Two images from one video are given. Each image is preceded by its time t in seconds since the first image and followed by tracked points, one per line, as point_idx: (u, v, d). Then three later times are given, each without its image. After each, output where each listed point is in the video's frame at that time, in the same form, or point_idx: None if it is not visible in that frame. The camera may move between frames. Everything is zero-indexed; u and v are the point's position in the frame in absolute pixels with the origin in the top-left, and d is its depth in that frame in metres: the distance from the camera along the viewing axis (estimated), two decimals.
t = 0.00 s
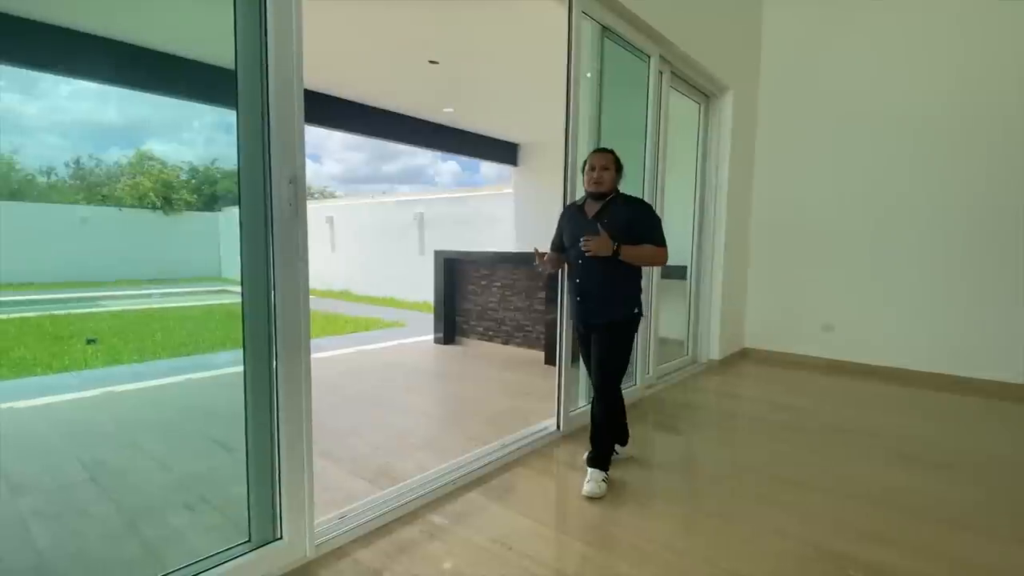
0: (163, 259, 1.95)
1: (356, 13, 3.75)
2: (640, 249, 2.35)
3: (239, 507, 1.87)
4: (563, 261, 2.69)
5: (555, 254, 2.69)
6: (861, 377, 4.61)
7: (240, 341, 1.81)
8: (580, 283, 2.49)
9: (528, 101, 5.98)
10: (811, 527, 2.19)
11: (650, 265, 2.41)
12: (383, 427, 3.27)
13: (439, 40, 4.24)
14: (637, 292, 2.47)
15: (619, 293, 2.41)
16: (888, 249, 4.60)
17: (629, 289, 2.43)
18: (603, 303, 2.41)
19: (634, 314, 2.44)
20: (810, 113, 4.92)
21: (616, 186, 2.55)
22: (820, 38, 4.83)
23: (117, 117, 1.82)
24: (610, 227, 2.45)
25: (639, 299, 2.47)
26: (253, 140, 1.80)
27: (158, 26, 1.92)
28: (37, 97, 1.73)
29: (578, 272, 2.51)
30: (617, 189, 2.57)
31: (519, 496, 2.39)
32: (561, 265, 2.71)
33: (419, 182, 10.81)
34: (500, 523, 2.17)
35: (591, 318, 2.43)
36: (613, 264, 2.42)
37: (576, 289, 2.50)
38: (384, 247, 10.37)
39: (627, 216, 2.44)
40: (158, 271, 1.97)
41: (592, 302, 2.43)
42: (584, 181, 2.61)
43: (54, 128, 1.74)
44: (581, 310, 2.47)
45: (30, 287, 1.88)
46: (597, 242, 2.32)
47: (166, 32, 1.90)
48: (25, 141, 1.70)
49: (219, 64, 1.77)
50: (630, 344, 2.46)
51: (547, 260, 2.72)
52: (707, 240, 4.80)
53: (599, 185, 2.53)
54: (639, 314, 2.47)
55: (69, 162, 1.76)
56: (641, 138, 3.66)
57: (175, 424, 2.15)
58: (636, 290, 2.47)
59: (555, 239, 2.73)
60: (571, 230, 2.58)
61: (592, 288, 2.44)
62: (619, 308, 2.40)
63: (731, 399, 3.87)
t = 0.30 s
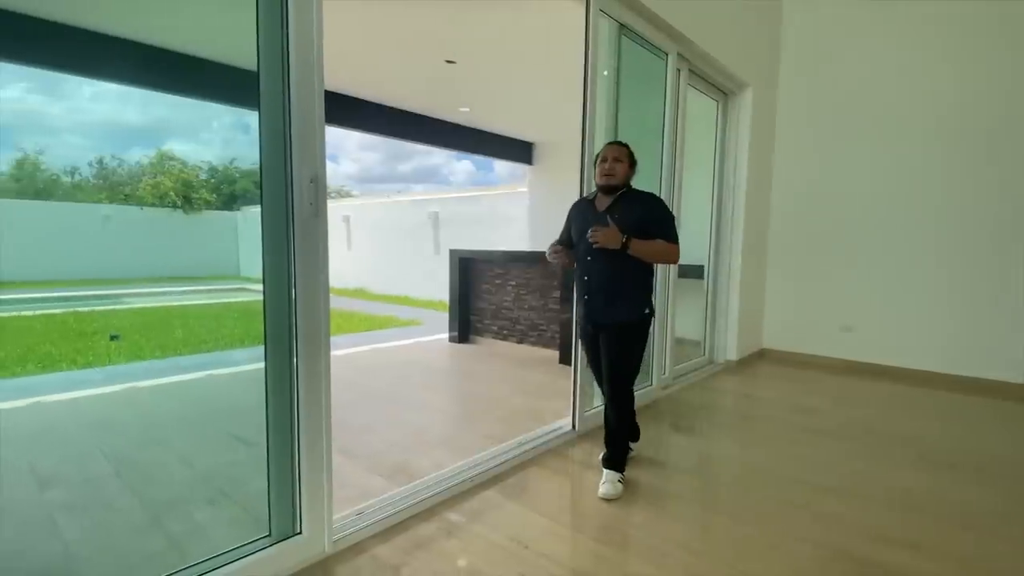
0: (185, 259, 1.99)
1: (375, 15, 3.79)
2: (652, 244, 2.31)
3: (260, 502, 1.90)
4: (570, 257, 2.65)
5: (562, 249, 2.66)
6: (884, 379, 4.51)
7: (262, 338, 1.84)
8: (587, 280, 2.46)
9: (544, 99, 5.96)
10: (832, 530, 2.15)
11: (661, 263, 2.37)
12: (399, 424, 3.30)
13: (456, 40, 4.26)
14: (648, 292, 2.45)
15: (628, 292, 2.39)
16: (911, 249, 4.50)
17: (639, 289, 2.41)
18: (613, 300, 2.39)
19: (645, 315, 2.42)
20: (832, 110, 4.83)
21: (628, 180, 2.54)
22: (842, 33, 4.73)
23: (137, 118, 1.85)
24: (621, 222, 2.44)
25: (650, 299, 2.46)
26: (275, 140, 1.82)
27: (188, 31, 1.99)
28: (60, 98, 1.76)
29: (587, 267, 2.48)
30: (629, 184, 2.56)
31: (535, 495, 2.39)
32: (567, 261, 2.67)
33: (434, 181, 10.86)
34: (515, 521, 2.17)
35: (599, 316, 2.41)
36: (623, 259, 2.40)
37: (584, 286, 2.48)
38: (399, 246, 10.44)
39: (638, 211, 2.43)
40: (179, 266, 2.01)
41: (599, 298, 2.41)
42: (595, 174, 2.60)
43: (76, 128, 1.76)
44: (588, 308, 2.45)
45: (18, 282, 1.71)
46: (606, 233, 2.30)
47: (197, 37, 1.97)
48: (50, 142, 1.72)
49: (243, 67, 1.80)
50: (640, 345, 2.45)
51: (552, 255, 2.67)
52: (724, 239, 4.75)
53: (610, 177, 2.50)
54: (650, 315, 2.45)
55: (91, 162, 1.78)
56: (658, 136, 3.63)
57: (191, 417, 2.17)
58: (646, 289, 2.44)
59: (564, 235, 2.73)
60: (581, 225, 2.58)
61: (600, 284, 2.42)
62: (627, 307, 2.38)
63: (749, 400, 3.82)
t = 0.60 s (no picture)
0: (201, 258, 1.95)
1: (395, 13, 3.81)
2: (662, 239, 2.28)
3: (281, 496, 1.92)
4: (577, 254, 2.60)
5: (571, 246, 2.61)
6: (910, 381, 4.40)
7: (283, 334, 1.87)
8: (598, 279, 2.44)
9: (560, 97, 5.94)
10: (855, 534, 2.11)
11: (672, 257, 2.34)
12: (417, 421, 3.32)
13: (474, 38, 4.26)
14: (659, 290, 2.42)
15: (639, 290, 2.37)
16: (939, 248, 4.39)
17: (649, 287, 2.38)
18: (623, 300, 2.37)
19: (656, 315, 2.39)
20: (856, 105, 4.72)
21: (637, 173, 2.49)
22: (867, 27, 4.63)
23: (163, 118, 1.89)
24: (631, 217, 2.40)
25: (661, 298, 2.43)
26: (296, 139, 1.85)
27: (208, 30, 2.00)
28: (88, 98, 1.83)
29: (597, 266, 2.46)
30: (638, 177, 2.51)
31: (552, 493, 2.39)
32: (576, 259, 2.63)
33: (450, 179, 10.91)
34: (532, 519, 2.17)
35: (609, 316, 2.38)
36: (633, 256, 2.38)
37: (594, 286, 2.46)
38: (415, 244, 10.51)
39: (647, 205, 2.40)
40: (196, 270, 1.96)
41: (609, 298, 2.39)
42: (603, 169, 2.55)
43: (104, 128, 1.81)
44: (598, 307, 2.43)
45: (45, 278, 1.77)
46: (616, 230, 2.28)
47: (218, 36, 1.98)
48: (79, 142, 1.79)
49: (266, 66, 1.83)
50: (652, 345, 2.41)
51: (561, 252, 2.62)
52: (745, 237, 4.69)
53: (619, 171, 2.46)
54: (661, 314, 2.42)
55: (117, 161, 1.82)
56: (677, 133, 3.60)
57: (212, 410, 2.19)
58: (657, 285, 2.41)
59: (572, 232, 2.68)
60: (590, 221, 2.54)
61: (610, 283, 2.40)
62: (637, 307, 2.35)
63: (769, 401, 3.77)
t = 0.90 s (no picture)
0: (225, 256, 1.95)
1: (416, 12, 3.82)
2: (666, 238, 2.24)
3: (304, 491, 1.95)
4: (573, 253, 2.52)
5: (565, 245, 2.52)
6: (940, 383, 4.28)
7: (305, 330, 1.89)
8: (600, 277, 2.36)
9: (581, 93, 5.91)
10: (884, 539, 2.06)
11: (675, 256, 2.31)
12: (436, 417, 3.33)
13: (495, 35, 4.25)
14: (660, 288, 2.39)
15: (643, 288, 2.32)
16: (973, 245, 4.26)
17: (651, 285, 2.34)
18: (628, 297, 2.31)
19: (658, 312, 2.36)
20: (885, 99, 4.61)
21: (634, 171, 2.43)
22: (899, 18, 4.51)
23: (190, 118, 1.89)
24: (634, 215, 2.34)
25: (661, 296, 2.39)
26: (319, 138, 1.89)
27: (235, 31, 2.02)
28: (119, 99, 1.81)
29: (598, 263, 2.37)
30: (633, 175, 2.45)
31: (571, 492, 2.37)
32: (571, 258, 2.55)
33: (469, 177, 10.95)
34: (551, 518, 2.16)
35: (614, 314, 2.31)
36: (636, 254, 2.32)
37: (595, 283, 2.37)
38: (435, 241, 10.57)
39: (649, 203, 2.35)
40: (217, 266, 1.96)
41: (613, 296, 2.32)
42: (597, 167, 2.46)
43: (134, 128, 1.81)
44: (601, 305, 2.35)
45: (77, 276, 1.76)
46: (621, 226, 2.19)
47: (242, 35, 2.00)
48: (110, 142, 1.79)
49: (289, 66, 1.87)
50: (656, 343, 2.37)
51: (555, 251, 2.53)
52: (770, 235, 4.59)
53: (615, 171, 2.38)
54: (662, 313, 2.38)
55: (147, 160, 1.83)
56: (701, 129, 3.54)
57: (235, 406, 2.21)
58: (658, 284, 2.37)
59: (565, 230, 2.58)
60: (587, 218, 2.44)
61: (615, 280, 2.32)
62: (642, 304, 2.31)
63: (793, 402, 3.69)
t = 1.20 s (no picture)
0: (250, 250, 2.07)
1: (438, 9, 3.81)
2: (676, 237, 2.21)
3: (325, 487, 1.95)
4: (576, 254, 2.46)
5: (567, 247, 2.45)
6: (978, 386, 4.11)
7: (327, 326, 1.90)
8: (611, 275, 2.27)
9: (604, 88, 5.83)
10: (918, 549, 1.97)
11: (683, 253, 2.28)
12: (456, 415, 3.33)
13: (515, 31, 4.20)
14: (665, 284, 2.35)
15: (651, 285, 2.26)
16: (1015, 242, 4.07)
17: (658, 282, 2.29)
18: (640, 296, 2.24)
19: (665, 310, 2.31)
20: (922, 90, 4.43)
21: (633, 166, 2.37)
22: (938, 6, 4.32)
23: (219, 118, 1.95)
24: (641, 213, 2.28)
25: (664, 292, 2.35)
26: (340, 134, 1.84)
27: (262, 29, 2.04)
28: (151, 99, 1.91)
29: (608, 262, 2.29)
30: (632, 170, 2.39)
31: (592, 493, 2.34)
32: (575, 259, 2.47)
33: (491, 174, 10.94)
34: (571, 519, 2.13)
35: (626, 313, 2.24)
36: (646, 253, 2.27)
37: (605, 281, 2.28)
38: (457, 237, 10.60)
39: (656, 201, 2.29)
40: (258, 263, 2.11)
41: (624, 295, 2.24)
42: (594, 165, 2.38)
43: (165, 128, 1.89)
44: (612, 305, 2.26)
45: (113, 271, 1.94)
46: (633, 229, 2.16)
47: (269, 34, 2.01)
48: (142, 140, 1.87)
49: (312, 64, 1.84)
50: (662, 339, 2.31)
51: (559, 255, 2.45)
52: (799, 232, 4.47)
53: (610, 169, 2.32)
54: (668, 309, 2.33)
55: (177, 159, 1.90)
56: (727, 123, 3.45)
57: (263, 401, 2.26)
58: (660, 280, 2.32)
59: (564, 230, 2.48)
60: (591, 217, 2.35)
61: (626, 279, 2.25)
62: (652, 302, 2.25)
63: (821, 404, 3.58)
